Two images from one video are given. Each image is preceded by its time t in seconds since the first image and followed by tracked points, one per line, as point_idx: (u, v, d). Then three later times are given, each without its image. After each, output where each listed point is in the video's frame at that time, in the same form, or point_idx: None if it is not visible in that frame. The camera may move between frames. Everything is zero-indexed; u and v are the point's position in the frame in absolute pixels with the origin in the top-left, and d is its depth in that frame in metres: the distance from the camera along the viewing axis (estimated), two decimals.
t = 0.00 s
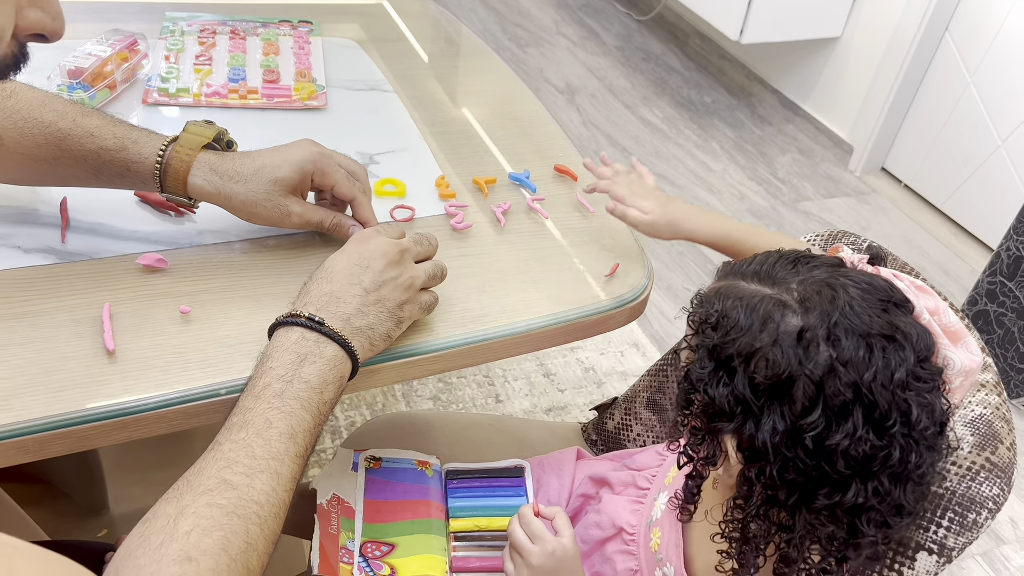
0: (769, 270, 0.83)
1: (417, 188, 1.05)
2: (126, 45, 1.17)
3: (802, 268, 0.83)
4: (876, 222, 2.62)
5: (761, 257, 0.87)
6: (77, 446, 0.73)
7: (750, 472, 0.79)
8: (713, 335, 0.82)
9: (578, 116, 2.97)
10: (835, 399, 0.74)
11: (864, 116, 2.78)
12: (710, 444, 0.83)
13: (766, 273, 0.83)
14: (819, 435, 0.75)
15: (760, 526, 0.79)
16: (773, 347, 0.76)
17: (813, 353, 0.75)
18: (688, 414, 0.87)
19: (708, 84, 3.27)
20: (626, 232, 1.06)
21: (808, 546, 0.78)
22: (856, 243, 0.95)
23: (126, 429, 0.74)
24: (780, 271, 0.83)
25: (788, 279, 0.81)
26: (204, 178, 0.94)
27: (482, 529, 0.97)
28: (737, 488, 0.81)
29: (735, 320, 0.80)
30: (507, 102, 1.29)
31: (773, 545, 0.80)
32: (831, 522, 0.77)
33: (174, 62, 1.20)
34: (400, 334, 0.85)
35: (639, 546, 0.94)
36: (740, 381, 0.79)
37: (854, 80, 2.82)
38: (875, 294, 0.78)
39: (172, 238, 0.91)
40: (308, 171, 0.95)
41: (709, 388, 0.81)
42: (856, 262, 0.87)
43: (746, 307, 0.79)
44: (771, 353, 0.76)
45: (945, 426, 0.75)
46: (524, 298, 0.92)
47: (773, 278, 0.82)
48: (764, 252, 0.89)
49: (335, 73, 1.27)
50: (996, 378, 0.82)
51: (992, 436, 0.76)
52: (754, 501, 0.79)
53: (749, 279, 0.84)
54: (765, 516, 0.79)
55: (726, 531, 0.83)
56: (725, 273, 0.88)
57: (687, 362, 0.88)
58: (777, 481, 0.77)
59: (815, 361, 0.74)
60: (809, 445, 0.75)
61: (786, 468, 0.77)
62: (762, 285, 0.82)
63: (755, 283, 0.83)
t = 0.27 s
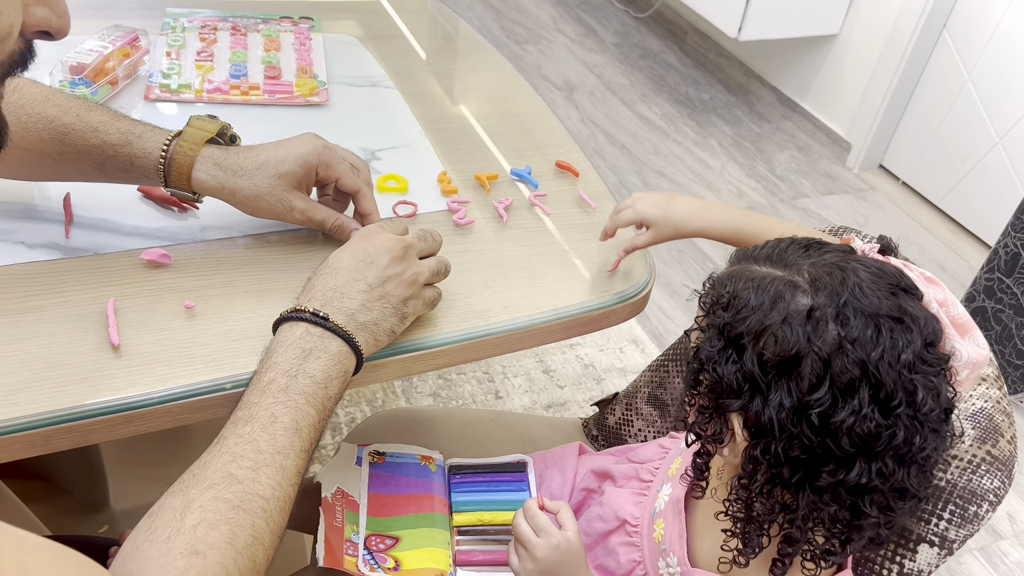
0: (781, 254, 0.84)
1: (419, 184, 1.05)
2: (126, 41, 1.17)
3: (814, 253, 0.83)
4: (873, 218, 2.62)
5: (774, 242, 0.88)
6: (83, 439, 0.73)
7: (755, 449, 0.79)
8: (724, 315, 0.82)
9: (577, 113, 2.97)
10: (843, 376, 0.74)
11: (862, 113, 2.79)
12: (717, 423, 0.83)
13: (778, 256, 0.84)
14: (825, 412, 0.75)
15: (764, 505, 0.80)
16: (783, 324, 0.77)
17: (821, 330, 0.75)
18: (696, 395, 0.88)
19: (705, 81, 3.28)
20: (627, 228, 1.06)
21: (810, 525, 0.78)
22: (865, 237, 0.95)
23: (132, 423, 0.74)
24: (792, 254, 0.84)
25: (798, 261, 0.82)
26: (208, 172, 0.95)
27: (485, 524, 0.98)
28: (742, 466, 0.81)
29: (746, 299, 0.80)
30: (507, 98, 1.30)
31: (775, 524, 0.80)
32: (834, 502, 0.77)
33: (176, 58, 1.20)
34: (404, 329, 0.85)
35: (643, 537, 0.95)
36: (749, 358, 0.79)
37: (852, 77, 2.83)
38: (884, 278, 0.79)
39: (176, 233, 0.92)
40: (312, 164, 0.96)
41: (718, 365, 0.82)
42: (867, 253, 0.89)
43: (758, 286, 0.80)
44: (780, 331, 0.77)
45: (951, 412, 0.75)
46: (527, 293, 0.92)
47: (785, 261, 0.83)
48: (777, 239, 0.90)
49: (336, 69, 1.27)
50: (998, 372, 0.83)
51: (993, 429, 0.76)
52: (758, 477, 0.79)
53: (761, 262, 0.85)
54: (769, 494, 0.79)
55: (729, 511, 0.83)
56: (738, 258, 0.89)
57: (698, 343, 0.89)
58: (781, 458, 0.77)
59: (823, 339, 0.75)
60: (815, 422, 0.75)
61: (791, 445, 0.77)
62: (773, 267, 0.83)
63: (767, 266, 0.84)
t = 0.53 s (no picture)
0: (795, 252, 0.84)
1: (421, 180, 1.06)
2: (128, 37, 1.19)
3: (828, 252, 0.84)
4: (871, 215, 2.63)
5: (789, 240, 0.88)
6: (90, 433, 0.73)
7: (763, 446, 0.80)
8: (736, 312, 0.83)
9: (576, 110, 2.97)
10: (853, 377, 0.75)
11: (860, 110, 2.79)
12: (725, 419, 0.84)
13: (792, 254, 0.84)
14: (835, 413, 0.75)
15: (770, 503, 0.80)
16: (795, 323, 0.77)
17: (833, 330, 0.76)
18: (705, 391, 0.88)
19: (704, 78, 3.28)
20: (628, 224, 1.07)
21: (815, 524, 0.79)
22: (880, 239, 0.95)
23: (138, 416, 0.75)
24: (805, 253, 0.84)
25: (812, 261, 0.82)
26: (214, 160, 0.96)
27: (487, 518, 0.98)
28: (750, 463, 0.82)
29: (759, 296, 0.81)
30: (508, 94, 1.30)
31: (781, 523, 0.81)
32: (839, 502, 0.77)
33: (178, 54, 1.20)
34: (406, 325, 0.86)
35: (643, 532, 0.95)
36: (759, 356, 0.80)
37: (850, 74, 2.83)
38: (898, 280, 0.79)
39: (179, 228, 0.92)
40: (317, 154, 0.96)
41: (728, 361, 0.83)
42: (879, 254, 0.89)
43: (771, 284, 0.80)
44: (792, 330, 0.77)
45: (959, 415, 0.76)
46: (530, 289, 0.92)
47: (798, 259, 0.83)
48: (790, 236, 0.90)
49: (337, 65, 1.27)
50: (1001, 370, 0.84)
51: (993, 423, 0.78)
52: (765, 474, 0.80)
53: (774, 260, 0.85)
54: (775, 491, 0.80)
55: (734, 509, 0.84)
56: (751, 254, 0.90)
57: (708, 340, 0.89)
58: (789, 457, 0.78)
59: (835, 339, 0.75)
60: (825, 422, 0.76)
61: (800, 444, 0.77)
62: (787, 265, 0.83)
63: (780, 264, 0.84)
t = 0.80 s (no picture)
0: (809, 257, 0.85)
1: (425, 176, 1.06)
2: (133, 33, 1.18)
3: (842, 258, 0.84)
4: (870, 213, 2.64)
5: (803, 244, 0.89)
6: (98, 427, 0.74)
7: (777, 452, 0.80)
8: (751, 316, 0.83)
9: (577, 108, 2.97)
10: (870, 387, 0.75)
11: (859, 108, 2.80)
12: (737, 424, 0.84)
13: (808, 259, 0.85)
14: (850, 422, 0.76)
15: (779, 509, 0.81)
16: (812, 330, 0.78)
17: (851, 340, 0.76)
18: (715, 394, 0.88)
19: (703, 76, 3.28)
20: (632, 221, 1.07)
21: (825, 531, 0.79)
22: (892, 243, 0.96)
23: (146, 412, 0.75)
24: (820, 258, 0.84)
25: (828, 267, 0.83)
26: (215, 162, 0.96)
27: (491, 514, 0.98)
28: (761, 468, 0.82)
29: (775, 302, 0.81)
30: (511, 91, 1.30)
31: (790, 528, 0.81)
32: (849, 509, 0.78)
33: (182, 51, 1.20)
34: (412, 321, 0.86)
35: (647, 530, 0.96)
36: (774, 362, 0.80)
37: (850, 73, 2.84)
38: (914, 290, 0.80)
39: (185, 224, 0.92)
40: (317, 163, 0.95)
41: (742, 366, 0.83)
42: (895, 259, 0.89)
43: (789, 290, 0.81)
44: (808, 337, 0.78)
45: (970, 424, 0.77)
46: (534, 285, 0.93)
47: (814, 265, 0.84)
48: (802, 240, 0.90)
49: (341, 62, 1.28)
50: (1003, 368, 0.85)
51: (995, 419, 0.80)
52: (776, 479, 0.80)
53: (789, 265, 0.85)
54: (787, 497, 0.80)
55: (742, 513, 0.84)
56: (763, 256, 0.90)
57: (719, 343, 0.90)
58: (802, 464, 0.79)
59: (853, 349, 0.76)
60: (840, 430, 0.76)
61: (813, 451, 0.78)
62: (802, 270, 0.84)
63: (794, 268, 0.84)
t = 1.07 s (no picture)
0: (800, 260, 0.85)
1: (428, 175, 1.06)
2: (136, 31, 1.18)
3: (831, 257, 0.84)
4: (871, 213, 2.64)
5: (788, 247, 0.89)
6: (102, 425, 0.74)
7: (787, 459, 0.80)
8: (747, 325, 0.83)
9: (577, 107, 2.97)
10: (873, 386, 0.75)
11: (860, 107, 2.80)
12: (744, 433, 0.84)
13: (797, 262, 0.85)
14: (857, 421, 0.76)
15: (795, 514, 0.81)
16: (811, 334, 0.78)
17: (849, 340, 0.76)
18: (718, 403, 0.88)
19: (704, 75, 3.28)
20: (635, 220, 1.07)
21: (843, 532, 0.79)
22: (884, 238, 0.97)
23: (151, 410, 0.75)
24: (810, 259, 0.85)
25: (819, 268, 0.83)
26: (221, 158, 0.96)
27: (494, 512, 0.99)
28: (773, 476, 0.82)
29: (770, 309, 0.81)
30: (514, 90, 1.30)
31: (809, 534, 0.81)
32: (865, 509, 0.78)
33: (184, 48, 1.20)
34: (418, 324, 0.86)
35: (650, 531, 0.96)
36: (775, 368, 0.80)
37: (851, 72, 2.84)
38: (906, 283, 0.80)
39: (189, 222, 0.92)
40: (327, 150, 0.97)
41: (743, 376, 0.83)
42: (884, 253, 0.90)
43: (782, 296, 0.81)
44: (808, 341, 0.78)
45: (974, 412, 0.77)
46: (538, 285, 0.93)
47: (804, 267, 0.84)
48: (790, 244, 0.91)
49: (343, 60, 1.28)
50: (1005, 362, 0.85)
51: (999, 418, 0.80)
52: (789, 486, 0.81)
53: (780, 269, 0.86)
54: (802, 504, 0.80)
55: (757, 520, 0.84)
56: (754, 263, 0.90)
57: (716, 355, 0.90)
58: (813, 468, 0.79)
59: (852, 348, 0.76)
60: (847, 431, 0.76)
61: (823, 454, 0.78)
62: (794, 274, 0.84)
63: (786, 273, 0.85)
